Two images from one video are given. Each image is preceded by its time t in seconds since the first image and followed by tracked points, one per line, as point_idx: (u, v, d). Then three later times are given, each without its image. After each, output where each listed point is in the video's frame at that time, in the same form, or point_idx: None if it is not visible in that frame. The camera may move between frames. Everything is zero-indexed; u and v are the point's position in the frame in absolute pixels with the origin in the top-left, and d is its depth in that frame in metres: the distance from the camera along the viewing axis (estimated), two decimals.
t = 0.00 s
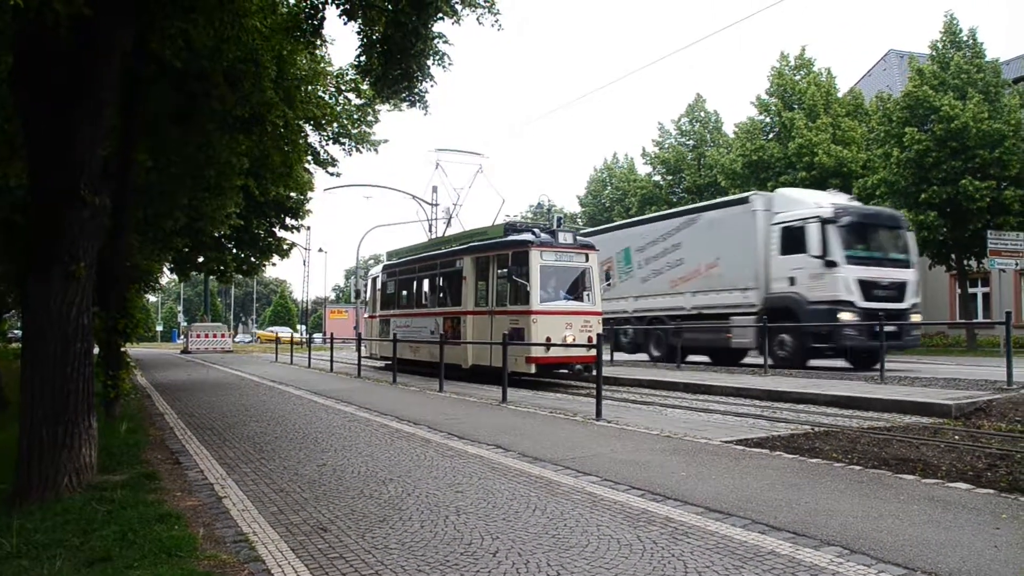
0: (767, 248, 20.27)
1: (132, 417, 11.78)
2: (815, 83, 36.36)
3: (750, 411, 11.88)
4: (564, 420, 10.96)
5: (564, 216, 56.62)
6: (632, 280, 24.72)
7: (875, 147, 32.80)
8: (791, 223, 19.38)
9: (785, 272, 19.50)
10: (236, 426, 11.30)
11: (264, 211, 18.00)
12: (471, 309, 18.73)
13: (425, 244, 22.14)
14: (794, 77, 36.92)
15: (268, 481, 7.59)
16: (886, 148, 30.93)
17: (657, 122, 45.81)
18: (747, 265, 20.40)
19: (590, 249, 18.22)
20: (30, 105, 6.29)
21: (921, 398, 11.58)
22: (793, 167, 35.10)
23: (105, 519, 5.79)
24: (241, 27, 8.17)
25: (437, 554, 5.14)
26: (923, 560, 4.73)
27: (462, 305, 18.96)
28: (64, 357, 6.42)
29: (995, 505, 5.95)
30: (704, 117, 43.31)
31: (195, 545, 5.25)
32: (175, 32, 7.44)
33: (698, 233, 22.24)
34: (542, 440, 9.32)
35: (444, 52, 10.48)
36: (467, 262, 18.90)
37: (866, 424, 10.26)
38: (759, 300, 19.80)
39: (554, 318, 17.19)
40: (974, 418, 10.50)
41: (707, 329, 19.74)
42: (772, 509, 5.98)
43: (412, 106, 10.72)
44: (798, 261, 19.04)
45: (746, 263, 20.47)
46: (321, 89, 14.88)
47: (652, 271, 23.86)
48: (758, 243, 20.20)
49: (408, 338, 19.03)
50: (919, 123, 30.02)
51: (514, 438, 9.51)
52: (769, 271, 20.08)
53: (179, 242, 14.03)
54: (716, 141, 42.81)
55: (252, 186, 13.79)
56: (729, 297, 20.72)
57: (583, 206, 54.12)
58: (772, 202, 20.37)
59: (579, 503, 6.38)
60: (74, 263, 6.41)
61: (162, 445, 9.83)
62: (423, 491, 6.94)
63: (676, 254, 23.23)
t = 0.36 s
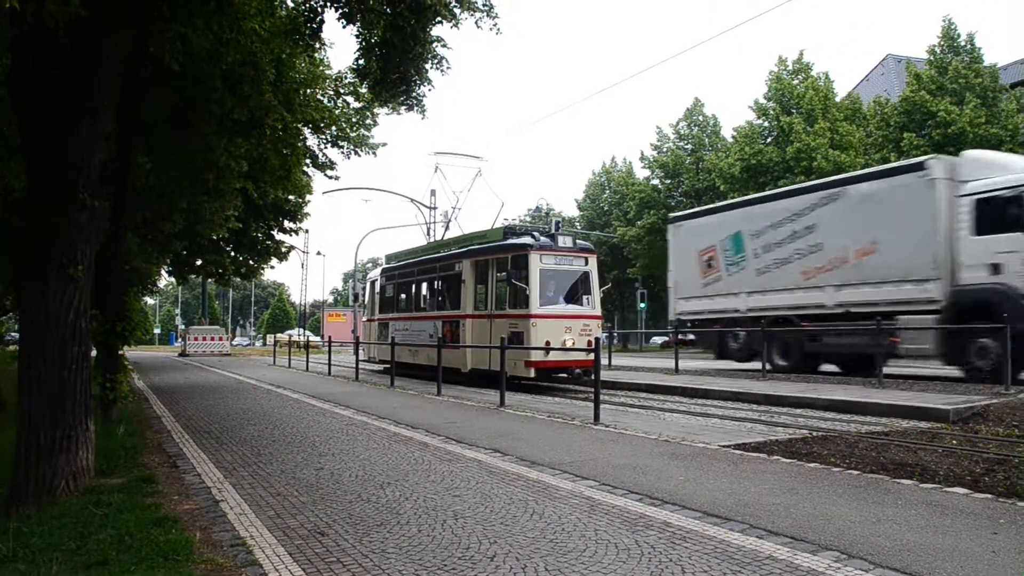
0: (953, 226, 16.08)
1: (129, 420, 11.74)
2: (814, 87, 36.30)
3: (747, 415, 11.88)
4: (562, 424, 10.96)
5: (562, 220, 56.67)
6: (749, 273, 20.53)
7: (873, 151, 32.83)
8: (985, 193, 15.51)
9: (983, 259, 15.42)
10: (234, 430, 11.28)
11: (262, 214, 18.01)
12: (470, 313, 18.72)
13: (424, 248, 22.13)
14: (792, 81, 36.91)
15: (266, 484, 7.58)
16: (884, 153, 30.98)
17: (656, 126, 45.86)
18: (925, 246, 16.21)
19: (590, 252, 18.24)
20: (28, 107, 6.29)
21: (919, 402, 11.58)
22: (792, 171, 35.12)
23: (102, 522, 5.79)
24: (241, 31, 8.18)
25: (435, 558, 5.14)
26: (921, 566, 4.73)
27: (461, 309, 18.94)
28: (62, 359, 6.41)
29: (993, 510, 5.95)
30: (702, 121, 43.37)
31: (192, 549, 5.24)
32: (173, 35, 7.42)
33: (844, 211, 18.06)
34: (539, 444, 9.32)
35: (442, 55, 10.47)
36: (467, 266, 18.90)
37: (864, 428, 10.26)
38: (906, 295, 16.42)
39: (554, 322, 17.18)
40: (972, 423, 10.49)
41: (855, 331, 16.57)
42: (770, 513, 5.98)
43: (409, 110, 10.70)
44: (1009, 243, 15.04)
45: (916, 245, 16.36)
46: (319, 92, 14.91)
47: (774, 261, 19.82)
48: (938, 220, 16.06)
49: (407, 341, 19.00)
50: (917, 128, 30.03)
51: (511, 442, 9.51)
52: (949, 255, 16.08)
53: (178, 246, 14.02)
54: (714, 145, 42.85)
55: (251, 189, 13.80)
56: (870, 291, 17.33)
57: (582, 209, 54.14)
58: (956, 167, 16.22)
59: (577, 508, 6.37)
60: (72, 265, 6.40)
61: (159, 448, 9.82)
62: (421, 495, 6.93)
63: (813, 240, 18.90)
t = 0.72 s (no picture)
0: None
1: (127, 424, 11.74)
2: (812, 90, 36.47)
3: (746, 418, 11.87)
4: (561, 427, 10.94)
5: (561, 223, 56.71)
6: (933, 255, 15.88)
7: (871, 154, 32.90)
8: None
9: None
10: (232, 433, 11.26)
11: (261, 217, 18.01)
12: (469, 315, 18.72)
13: (423, 251, 22.13)
14: (791, 83, 37.04)
15: (265, 487, 7.57)
16: (882, 155, 31.04)
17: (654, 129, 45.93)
18: None
19: (589, 255, 18.24)
20: (27, 112, 6.29)
21: (918, 405, 11.59)
22: (791, 173, 35.16)
23: (100, 526, 5.78)
24: (239, 35, 8.20)
25: (434, 561, 5.14)
26: (920, 568, 4.72)
27: (460, 312, 18.93)
28: (60, 363, 6.41)
29: (992, 512, 5.95)
30: (700, 124, 43.45)
31: (191, 552, 5.24)
32: (173, 39, 7.43)
33: None
34: (538, 446, 9.31)
35: (441, 59, 10.49)
36: (466, 268, 18.89)
37: (863, 430, 10.26)
38: None
39: (553, 325, 17.19)
40: (970, 425, 10.51)
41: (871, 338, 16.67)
42: (769, 515, 5.97)
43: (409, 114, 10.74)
44: None
45: None
46: (318, 96, 14.96)
47: (975, 239, 15.04)
48: None
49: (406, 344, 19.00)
50: (915, 130, 30.12)
51: (510, 445, 9.50)
52: None
53: (177, 249, 14.03)
54: (713, 147, 42.92)
55: (250, 192, 13.80)
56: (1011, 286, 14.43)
57: (580, 212, 54.18)
58: None
59: (576, 510, 6.37)
60: (71, 269, 6.42)
61: (158, 451, 9.81)
62: (420, 498, 6.93)
63: None
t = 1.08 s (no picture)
0: None
1: (125, 426, 11.72)
2: (810, 92, 36.58)
3: (744, 419, 11.88)
4: (559, 429, 10.94)
5: (559, 224, 56.71)
6: None
7: (869, 155, 32.94)
8: None
9: None
10: (230, 435, 11.24)
11: (259, 219, 18.00)
12: (468, 317, 18.72)
13: (421, 252, 22.14)
14: (789, 85, 37.18)
15: (263, 489, 7.56)
16: (880, 157, 31.07)
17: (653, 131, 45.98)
18: None
19: (588, 256, 18.25)
20: (25, 114, 6.31)
21: (915, 406, 11.60)
22: (789, 175, 35.21)
23: (99, 528, 5.77)
24: (239, 37, 8.21)
25: (432, 563, 5.13)
26: (918, 569, 4.73)
27: (459, 313, 18.93)
28: (59, 365, 6.41)
29: (989, 513, 5.96)
30: (699, 125, 43.50)
31: (188, 554, 5.23)
32: (171, 41, 7.42)
33: None
34: (536, 448, 9.31)
35: (440, 60, 10.51)
36: (464, 270, 18.89)
37: (861, 432, 10.28)
38: None
39: (552, 326, 17.20)
40: (968, 427, 10.52)
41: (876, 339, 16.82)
42: (766, 517, 5.98)
43: (409, 115, 10.77)
44: None
45: None
46: (317, 97, 15.00)
47: None
48: None
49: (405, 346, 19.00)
50: (913, 132, 30.22)
51: (508, 446, 9.49)
52: None
53: (174, 251, 14.02)
54: (711, 149, 42.96)
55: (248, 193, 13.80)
56: None
57: (579, 214, 54.18)
58: None
59: (575, 512, 6.37)
60: (69, 270, 6.42)
61: (156, 453, 9.80)
62: (418, 500, 6.92)
63: None
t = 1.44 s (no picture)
0: None
1: (123, 429, 11.70)
2: (808, 93, 36.65)
3: (743, 421, 11.87)
4: (558, 431, 10.93)
5: (557, 227, 56.75)
6: None
7: (868, 157, 32.98)
8: None
9: None
10: (229, 438, 11.21)
11: (258, 221, 18.02)
12: (466, 319, 18.72)
13: (420, 255, 22.15)
14: (787, 87, 37.28)
15: (262, 492, 7.54)
16: (879, 159, 31.10)
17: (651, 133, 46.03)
18: None
19: (586, 258, 18.26)
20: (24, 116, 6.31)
21: (914, 408, 11.60)
22: (787, 176, 35.25)
23: (97, 531, 5.77)
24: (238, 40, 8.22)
25: (431, 565, 5.13)
26: (917, 569, 4.74)
27: (457, 316, 18.93)
28: (57, 368, 6.40)
29: (989, 515, 5.95)
30: (697, 127, 43.55)
31: (186, 557, 5.22)
32: (170, 43, 7.38)
33: None
34: (535, 450, 9.30)
35: (439, 62, 10.51)
36: (463, 272, 18.89)
37: (860, 433, 10.27)
38: None
39: (550, 328, 17.20)
40: (967, 427, 10.51)
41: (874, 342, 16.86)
42: (765, 519, 5.97)
43: (408, 117, 10.77)
44: None
45: None
46: (315, 100, 15.04)
47: None
48: None
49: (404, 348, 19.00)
50: (912, 134, 30.28)
51: (507, 449, 9.48)
52: None
53: (173, 253, 14.02)
54: (710, 151, 42.98)
55: (247, 196, 13.80)
56: None
57: (577, 216, 54.20)
58: None
59: (573, 514, 6.37)
60: (67, 274, 6.40)
61: (155, 456, 9.79)
62: (417, 502, 6.92)
63: None
